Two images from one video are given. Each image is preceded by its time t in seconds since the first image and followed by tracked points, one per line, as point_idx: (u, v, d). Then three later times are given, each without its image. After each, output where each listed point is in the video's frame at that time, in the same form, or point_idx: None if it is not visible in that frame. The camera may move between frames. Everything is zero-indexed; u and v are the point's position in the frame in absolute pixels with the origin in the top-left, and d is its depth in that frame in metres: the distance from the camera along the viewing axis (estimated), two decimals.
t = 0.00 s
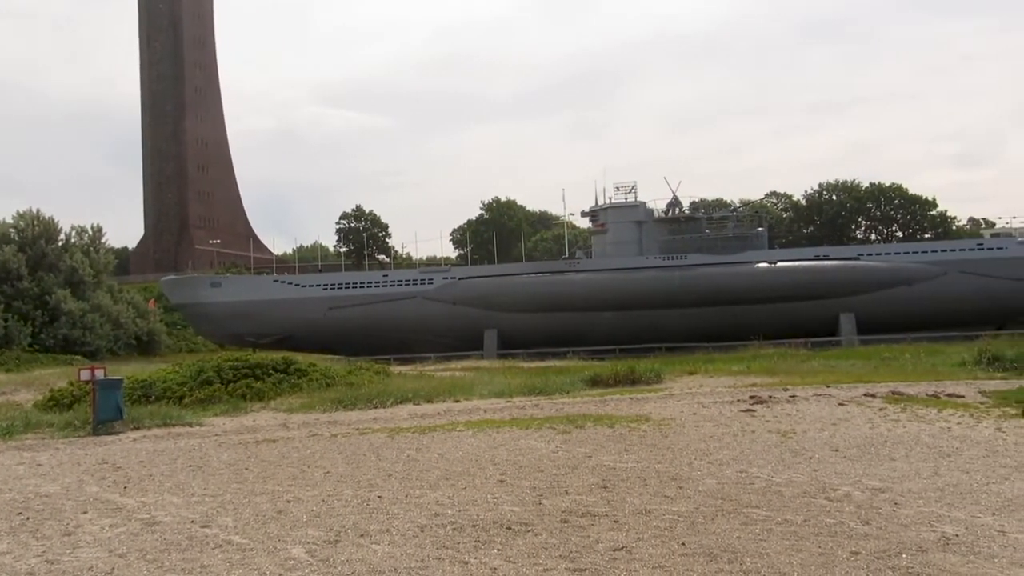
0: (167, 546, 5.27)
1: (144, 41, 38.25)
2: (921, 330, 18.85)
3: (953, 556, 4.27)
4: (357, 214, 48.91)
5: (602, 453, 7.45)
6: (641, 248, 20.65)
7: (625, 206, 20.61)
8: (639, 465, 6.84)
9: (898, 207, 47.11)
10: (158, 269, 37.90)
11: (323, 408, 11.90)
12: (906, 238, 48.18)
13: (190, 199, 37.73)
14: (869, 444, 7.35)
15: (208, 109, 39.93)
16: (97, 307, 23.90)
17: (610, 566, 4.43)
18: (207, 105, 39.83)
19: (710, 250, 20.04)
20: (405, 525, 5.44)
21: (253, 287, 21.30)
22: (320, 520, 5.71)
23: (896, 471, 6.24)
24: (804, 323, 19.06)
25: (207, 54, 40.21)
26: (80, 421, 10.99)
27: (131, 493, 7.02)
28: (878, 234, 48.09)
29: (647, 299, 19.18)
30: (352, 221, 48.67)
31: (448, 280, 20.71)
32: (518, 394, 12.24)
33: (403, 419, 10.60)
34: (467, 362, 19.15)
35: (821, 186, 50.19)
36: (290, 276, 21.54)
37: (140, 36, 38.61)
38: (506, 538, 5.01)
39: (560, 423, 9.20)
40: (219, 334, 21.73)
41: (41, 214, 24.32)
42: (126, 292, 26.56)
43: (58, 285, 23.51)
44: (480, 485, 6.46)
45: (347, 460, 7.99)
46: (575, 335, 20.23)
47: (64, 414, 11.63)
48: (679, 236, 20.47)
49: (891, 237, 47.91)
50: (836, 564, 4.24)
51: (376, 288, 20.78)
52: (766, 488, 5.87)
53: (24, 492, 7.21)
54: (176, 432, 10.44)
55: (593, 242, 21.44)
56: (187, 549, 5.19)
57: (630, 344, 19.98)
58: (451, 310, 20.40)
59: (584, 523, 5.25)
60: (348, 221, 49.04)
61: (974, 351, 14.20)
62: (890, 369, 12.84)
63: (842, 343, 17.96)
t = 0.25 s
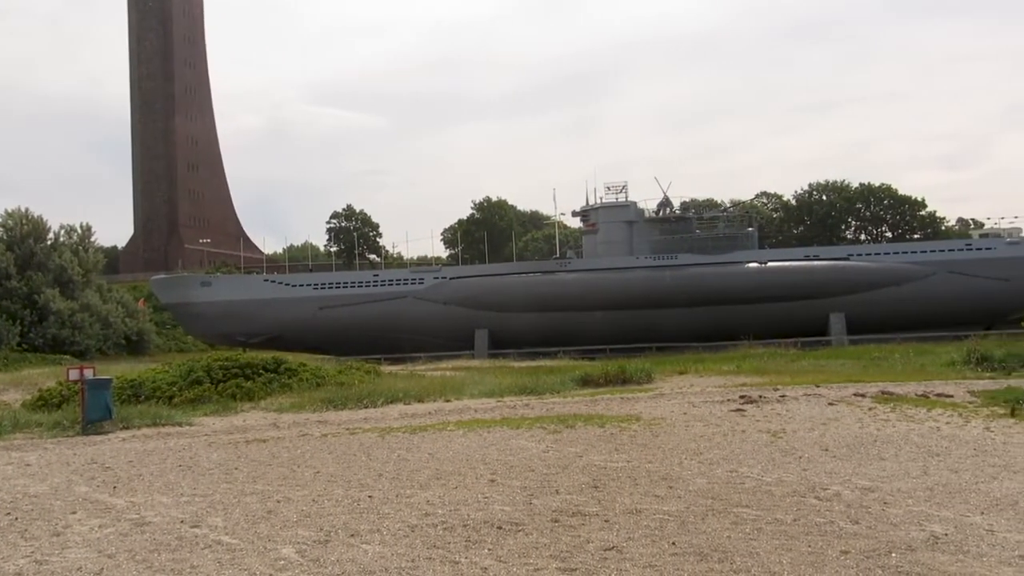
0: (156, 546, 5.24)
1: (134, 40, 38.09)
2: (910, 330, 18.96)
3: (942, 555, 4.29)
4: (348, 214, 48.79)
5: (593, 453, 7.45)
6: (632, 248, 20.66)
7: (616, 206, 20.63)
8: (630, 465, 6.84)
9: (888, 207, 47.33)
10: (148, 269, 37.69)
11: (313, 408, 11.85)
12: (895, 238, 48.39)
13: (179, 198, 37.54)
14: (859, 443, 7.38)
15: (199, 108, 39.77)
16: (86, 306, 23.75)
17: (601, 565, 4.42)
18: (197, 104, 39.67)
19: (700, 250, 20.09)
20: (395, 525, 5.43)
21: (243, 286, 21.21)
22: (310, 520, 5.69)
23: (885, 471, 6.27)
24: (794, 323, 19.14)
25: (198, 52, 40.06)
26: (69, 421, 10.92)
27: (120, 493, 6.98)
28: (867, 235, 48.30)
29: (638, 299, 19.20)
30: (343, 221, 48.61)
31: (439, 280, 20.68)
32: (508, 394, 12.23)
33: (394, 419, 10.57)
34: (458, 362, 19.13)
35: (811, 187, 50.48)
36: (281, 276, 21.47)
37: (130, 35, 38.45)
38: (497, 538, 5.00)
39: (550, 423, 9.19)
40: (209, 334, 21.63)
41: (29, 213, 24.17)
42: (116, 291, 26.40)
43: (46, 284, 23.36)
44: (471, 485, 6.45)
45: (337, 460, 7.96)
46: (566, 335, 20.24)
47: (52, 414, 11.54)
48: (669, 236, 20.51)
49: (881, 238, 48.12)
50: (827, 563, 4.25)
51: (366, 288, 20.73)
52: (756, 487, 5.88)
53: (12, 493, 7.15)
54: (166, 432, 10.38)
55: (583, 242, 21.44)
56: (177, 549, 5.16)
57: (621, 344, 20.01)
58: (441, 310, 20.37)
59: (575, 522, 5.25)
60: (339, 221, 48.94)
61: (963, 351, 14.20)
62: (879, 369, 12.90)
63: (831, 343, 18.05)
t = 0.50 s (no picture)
0: (146, 547, 5.21)
1: (125, 38, 37.92)
2: (901, 330, 19.05)
3: (932, 553, 4.31)
4: (339, 213, 48.65)
5: (584, 452, 7.45)
6: (624, 248, 20.68)
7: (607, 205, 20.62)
8: (621, 465, 6.85)
9: (878, 207, 47.54)
10: (138, 268, 37.50)
11: (304, 408, 11.81)
12: (886, 239, 48.58)
13: (170, 197, 37.38)
14: (849, 442, 7.41)
15: (190, 107, 39.59)
16: (75, 306, 23.60)
17: (593, 565, 4.42)
18: (188, 103, 39.49)
19: (692, 249, 20.13)
20: (387, 525, 5.41)
21: (234, 286, 21.13)
22: (301, 520, 5.67)
23: (875, 470, 6.29)
24: (785, 323, 19.21)
25: (189, 50, 39.88)
26: (58, 421, 10.85)
27: (110, 493, 6.93)
28: (858, 234, 48.51)
29: (630, 298, 19.22)
30: (334, 220, 48.49)
31: (431, 280, 20.66)
32: (500, 394, 12.21)
33: (385, 418, 10.54)
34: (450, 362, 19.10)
35: (802, 187, 50.75)
36: (272, 275, 21.39)
37: (120, 33, 38.27)
38: (488, 537, 5.00)
39: (542, 423, 9.18)
40: (199, 333, 21.53)
41: (18, 212, 24.03)
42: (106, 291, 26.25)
43: (36, 284, 23.21)
44: (462, 485, 6.44)
45: (328, 460, 7.94)
46: (558, 335, 20.25)
47: (42, 414, 11.46)
48: (660, 236, 20.54)
49: (871, 238, 48.33)
50: (817, 562, 4.27)
51: (358, 288, 20.69)
52: (747, 487, 5.89)
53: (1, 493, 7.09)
54: (156, 432, 10.33)
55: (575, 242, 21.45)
56: (167, 550, 5.13)
57: (613, 343, 20.03)
58: (433, 310, 20.34)
59: (567, 522, 5.25)
60: (330, 220, 48.80)
61: (953, 350, 14.24)
62: (869, 369, 12.95)
63: (822, 342, 18.11)
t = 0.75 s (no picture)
0: (136, 548, 5.18)
1: (114, 37, 37.72)
2: (890, 330, 19.14)
3: (921, 552, 4.33)
4: (330, 212, 48.56)
5: (575, 452, 7.45)
6: (615, 247, 20.69)
7: (599, 205, 20.65)
8: (612, 464, 6.86)
9: (869, 207, 47.71)
10: (129, 268, 37.31)
11: (295, 407, 11.77)
12: (877, 239, 48.74)
13: (161, 197, 37.20)
14: (839, 442, 7.44)
15: (180, 106, 39.41)
16: (65, 305, 23.46)
17: (584, 565, 4.42)
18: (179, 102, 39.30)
19: (683, 249, 20.17)
20: (377, 525, 5.40)
21: (224, 286, 21.05)
22: (292, 520, 5.65)
23: (865, 469, 6.32)
24: (775, 323, 19.29)
25: (179, 49, 39.68)
26: (48, 421, 10.77)
27: (99, 494, 6.89)
28: (849, 235, 48.71)
29: (621, 298, 19.23)
30: (325, 220, 48.35)
31: (422, 280, 20.63)
32: (491, 393, 12.20)
33: (376, 418, 10.52)
34: (442, 361, 19.09)
35: (793, 187, 50.93)
36: (263, 275, 21.32)
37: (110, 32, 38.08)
38: (479, 537, 4.99)
39: (533, 422, 9.18)
40: (190, 334, 21.44)
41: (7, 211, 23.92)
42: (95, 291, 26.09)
43: (25, 283, 23.07)
44: (453, 484, 6.43)
45: (319, 459, 7.92)
46: (549, 335, 20.25)
47: (31, 415, 11.38)
48: (652, 235, 20.57)
49: (862, 238, 48.51)
50: (807, 561, 4.28)
51: (349, 287, 20.64)
52: (738, 486, 5.91)
53: None
54: (146, 432, 10.27)
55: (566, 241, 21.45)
56: (157, 551, 5.10)
57: (604, 343, 20.07)
58: (424, 309, 20.32)
59: (558, 521, 5.25)
60: (321, 220, 48.65)
61: (942, 350, 14.30)
62: (859, 368, 13.01)
63: (812, 342, 18.20)
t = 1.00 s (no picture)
0: (124, 549, 5.14)
1: (103, 36, 37.49)
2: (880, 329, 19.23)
3: (910, 550, 4.35)
4: (320, 212, 48.35)
5: (566, 451, 7.45)
6: (605, 247, 20.72)
7: (589, 205, 20.67)
8: (603, 463, 6.87)
9: (858, 207, 47.91)
10: (117, 268, 37.08)
11: (285, 408, 11.73)
12: (866, 238, 48.92)
13: (150, 196, 37.00)
14: (829, 440, 7.47)
15: (169, 105, 39.22)
16: (53, 305, 23.32)
17: (574, 564, 4.42)
18: (167, 101, 39.11)
19: (673, 249, 20.22)
20: (367, 525, 5.39)
21: (214, 286, 20.96)
22: (282, 521, 5.63)
23: (855, 468, 6.35)
24: (765, 322, 19.36)
25: (168, 48, 39.48)
26: (36, 422, 10.70)
27: (88, 495, 6.85)
28: (838, 234, 48.91)
29: (612, 298, 19.25)
30: (315, 219, 48.20)
31: (413, 280, 20.60)
32: (482, 393, 12.19)
33: (367, 418, 10.49)
34: (432, 361, 19.07)
35: (783, 186, 51.11)
36: (252, 275, 21.25)
37: (98, 31, 37.84)
38: (469, 537, 4.98)
39: (524, 422, 9.18)
40: (179, 334, 21.33)
41: None
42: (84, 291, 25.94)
43: (13, 284, 22.94)
44: (444, 484, 6.42)
45: (309, 460, 7.89)
46: (540, 334, 20.26)
47: (18, 415, 11.30)
48: (642, 235, 20.60)
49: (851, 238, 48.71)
50: (797, 559, 4.30)
51: (340, 287, 20.59)
52: (728, 485, 5.93)
53: None
54: (135, 433, 10.22)
55: (556, 241, 21.46)
56: (146, 552, 5.07)
57: (595, 342, 20.10)
58: (415, 309, 20.28)
59: (549, 521, 5.25)
60: (311, 220, 48.49)
61: (931, 349, 14.38)
62: (849, 367, 13.08)
63: (802, 341, 18.28)
